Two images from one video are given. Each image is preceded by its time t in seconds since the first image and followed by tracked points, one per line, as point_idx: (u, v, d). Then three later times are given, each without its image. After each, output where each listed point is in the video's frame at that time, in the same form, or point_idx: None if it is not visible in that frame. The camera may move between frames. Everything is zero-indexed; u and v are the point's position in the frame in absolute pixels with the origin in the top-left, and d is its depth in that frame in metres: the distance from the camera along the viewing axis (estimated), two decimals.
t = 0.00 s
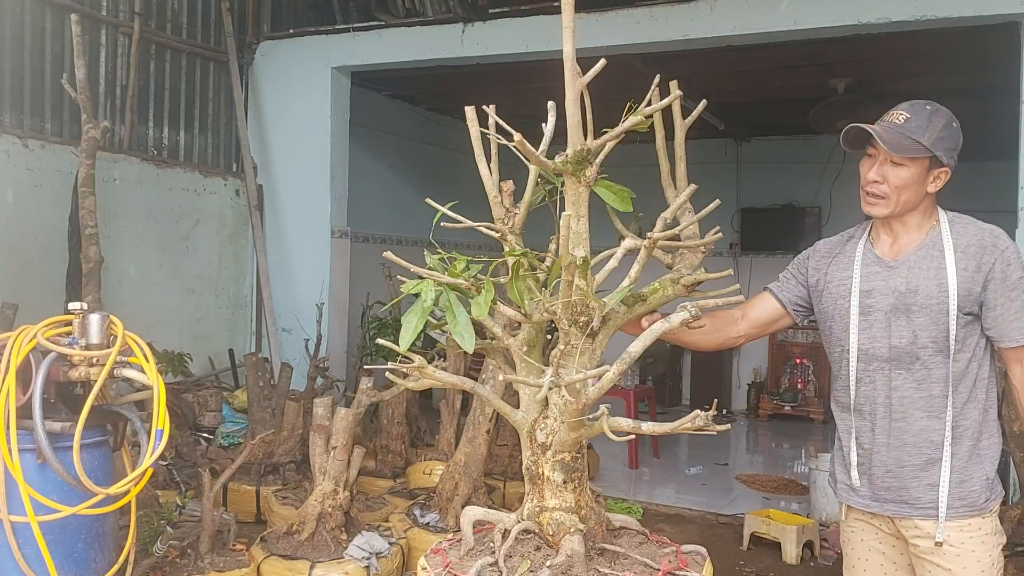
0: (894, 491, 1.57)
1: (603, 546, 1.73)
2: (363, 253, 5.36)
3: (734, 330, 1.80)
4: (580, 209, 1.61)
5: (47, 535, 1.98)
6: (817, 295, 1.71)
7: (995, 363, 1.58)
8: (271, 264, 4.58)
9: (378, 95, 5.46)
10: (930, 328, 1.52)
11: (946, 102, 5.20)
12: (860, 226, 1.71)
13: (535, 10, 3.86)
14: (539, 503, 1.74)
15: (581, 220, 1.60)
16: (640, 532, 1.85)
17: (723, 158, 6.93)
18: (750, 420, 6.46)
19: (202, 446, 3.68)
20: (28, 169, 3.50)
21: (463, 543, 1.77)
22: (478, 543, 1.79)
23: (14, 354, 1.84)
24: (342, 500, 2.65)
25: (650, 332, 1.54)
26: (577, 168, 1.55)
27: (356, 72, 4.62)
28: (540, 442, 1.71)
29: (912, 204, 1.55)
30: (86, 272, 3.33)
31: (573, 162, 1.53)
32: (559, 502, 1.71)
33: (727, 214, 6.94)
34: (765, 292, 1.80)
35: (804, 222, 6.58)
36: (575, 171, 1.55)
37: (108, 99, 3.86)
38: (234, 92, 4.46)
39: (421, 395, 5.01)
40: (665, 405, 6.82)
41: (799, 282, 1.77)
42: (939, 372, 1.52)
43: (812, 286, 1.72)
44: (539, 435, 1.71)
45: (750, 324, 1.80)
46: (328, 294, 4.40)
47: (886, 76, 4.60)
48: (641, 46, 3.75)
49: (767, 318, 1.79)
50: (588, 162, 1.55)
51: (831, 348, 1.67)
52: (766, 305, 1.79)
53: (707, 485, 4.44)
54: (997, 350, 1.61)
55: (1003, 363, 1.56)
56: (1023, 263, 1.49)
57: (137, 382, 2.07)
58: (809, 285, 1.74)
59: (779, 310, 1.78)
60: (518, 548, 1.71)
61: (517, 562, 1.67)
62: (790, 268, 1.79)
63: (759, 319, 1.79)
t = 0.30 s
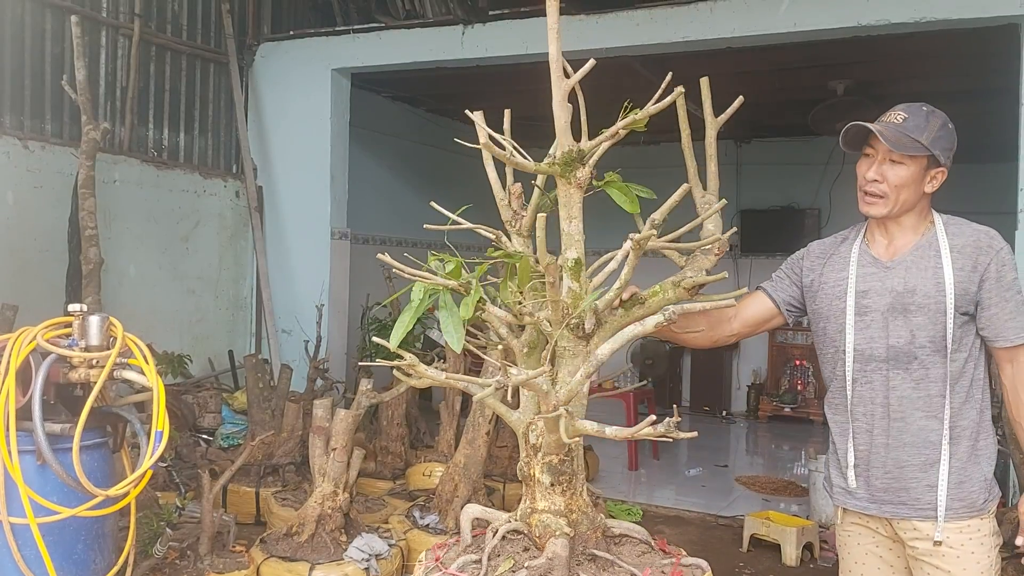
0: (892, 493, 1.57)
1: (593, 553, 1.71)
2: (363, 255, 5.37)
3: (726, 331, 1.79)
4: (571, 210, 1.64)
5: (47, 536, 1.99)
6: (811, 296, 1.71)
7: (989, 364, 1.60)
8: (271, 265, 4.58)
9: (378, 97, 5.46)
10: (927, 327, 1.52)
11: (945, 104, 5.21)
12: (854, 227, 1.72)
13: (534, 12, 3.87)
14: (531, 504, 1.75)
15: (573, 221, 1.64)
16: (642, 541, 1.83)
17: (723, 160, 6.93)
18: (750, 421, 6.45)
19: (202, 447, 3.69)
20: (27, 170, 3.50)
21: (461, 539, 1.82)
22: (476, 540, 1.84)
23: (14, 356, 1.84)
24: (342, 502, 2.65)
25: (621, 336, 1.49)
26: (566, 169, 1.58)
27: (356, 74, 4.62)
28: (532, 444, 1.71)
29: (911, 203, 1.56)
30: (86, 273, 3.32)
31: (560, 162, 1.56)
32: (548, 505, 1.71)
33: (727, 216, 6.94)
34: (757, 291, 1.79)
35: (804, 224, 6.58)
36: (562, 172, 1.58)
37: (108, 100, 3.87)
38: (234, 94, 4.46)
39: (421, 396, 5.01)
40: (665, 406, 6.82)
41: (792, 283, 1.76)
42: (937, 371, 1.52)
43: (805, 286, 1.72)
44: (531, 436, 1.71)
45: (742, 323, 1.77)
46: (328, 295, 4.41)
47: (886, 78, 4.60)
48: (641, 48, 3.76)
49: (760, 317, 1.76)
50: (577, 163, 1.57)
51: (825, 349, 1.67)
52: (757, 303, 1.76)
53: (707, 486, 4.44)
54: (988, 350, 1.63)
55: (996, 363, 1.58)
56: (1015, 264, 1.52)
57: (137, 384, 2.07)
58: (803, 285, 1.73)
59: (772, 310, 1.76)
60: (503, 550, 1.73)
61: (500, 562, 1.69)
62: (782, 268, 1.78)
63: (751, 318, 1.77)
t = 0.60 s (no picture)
0: (891, 496, 1.57)
1: (583, 559, 1.68)
2: (363, 257, 5.37)
3: (725, 328, 1.75)
4: (563, 213, 1.64)
5: (47, 538, 1.98)
6: (810, 297, 1.71)
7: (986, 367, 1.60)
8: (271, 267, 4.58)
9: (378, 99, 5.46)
10: (926, 329, 1.52)
11: (945, 108, 5.21)
12: (852, 230, 1.72)
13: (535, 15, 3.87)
14: (525, 506, 1.75)
15: (566, 223, 1.64)
16: (641, 551, 1.79)
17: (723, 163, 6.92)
18: (750, 424, 6.45)
19: (202, 450, 3.68)
20: (28, 172, 3.50)
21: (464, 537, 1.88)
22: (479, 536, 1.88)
23: (14, 358, 1.84)
24: (342, 505, 2.66)
25: (591, 337, 1.38)
26: (556, 171, 1.58)
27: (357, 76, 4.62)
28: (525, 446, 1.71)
29: (908, 204, 1.56)
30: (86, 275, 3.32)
31: (549, 164, 1.56)
32: (538, 508, 1.71)
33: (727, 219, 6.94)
34: (758, 291, 1.78)
35: (804, 227, 6.58)
36: (553, 174, 1.58)
37: (109, 103, 3.87)
38: (235, 97, 4.46)
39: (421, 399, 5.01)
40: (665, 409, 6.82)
41: (791, 284, 1.76)
42: (936, 373, 1.52)
43: (804, 288, 1.72)
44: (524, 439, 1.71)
45: (741, 321, 1.76)
46: (327, 298, 4.41)
47: (886, 81, 4.61)
48: (641, 51, 3.76)
49: (758, 316, 1.75)
50: (567, 165, 1.57)
51: (821, 352, 1.67)
52: (756, 301, 1.76)
53: (707, 489, 4.44)
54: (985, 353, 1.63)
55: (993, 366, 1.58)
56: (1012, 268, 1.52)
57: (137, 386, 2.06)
58: (802, 287, 1.73)
59: (771, 310, 1.76)
60: (492, 550, 1.77)
61: (487, 561, 1.73)
62: (781, 269, 1.78)
63: (750, 316, 1.75)
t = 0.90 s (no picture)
0: (890, 499, 1.57)
1: (568, 565, 1.66)
2: (363, 261, 5.37)
3: (728, 326, 1.73)
4: (555, 217, 1.64)
5: (47, 543, 1.98)
6: (810, 298, 1.70)
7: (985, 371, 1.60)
8: (271, 271, 4.58)
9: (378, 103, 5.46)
10: (926, 333, 1.52)
11: (944, 112, 5.22)
12: (851, 233, 1.72)
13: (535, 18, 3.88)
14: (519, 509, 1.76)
15: (558, 227, 1.64)
16: (636, 562, 1.74)
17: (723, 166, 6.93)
18: (750, 428, 6.45)
19: (201, 454, 3.68)
20: (28, 176, 3.50)
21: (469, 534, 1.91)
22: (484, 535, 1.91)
23: (14, 362, 1.84)
24: (342, 508, 2.67)
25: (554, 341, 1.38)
26: (545, 175, 1.57)
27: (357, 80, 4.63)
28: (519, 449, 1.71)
29: (905, 205, 1.56)
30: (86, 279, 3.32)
31: (538, 168, 1.56)
32: (528, 511, 1.72)
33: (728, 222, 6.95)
34: (759, 290, 1.77)
35: (804, 230, 6.58)
36: (542, 178, 1.57)
37: (109, 107, 3.87)
38: (235, 100, 4.47)
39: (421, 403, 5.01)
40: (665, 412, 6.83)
41: (791, 284, 1.76)
42: (936, 377, 1.52)
43: (803, 289, 1.72)
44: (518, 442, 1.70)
45: (743, 320, 1.74)
46: (327, 302, 4.41)
47: (885, 85, 4.61)
48: (640, 55, 3.77)
49: (759, 316, 1.74)
50: (556, 168, 1.57)
51: (819, 354, 1.67)
52: (756, 301, 1.75)
53: (707, 493, 4.44)
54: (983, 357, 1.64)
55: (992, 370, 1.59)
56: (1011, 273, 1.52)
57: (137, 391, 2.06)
58: (803, 290, 1.73)
59: (772, 308, 1.75)
60: (485, 552, 1.80)
61: (478, 560, 1.77)
62: (781, 269, 1.78)
63: (751, 314, 1.74)
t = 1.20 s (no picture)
0: (893, 503, 1.57)
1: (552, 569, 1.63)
2: (363, 264, 5.37)
3: (729, 326, 1.72)
4: (546, 220, 1.64)
5: (46, 546, 1.98)
6: (809, 301, 1.70)
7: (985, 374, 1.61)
8: (271, 275, 4.58)
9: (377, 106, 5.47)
10: (926, 337, 1.53)
11: (943, 116, 5.23)
12: (847, 239, 1.72)
13: (535, 22, 3.89)
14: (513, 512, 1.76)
15: (549, 231, 1.64)
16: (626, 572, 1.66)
17: (723, 170, 6.93)
18: (750, 431, 6.44)
19: (201, 458, 3.68)
20: (28, 180, 3.50)
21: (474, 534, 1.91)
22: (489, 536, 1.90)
23: (13, 365, 1.84)
24: (341, 512, 2.67)
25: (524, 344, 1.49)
26: (535, 178, 1.60)
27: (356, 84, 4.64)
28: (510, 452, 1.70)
29: (893, 205, 1.56)
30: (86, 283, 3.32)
31: (528, 172, 1.59)
32: (519, 514, 1.72)
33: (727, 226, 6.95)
34: (759, 291, 1.76)
35: (803, 234, 6.59)
36: (532, 181, 1.60)
37: (109, 110, 3.88)
38: (235, 104, 4.47)
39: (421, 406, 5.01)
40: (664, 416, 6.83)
41: (791, 285, 1.75)
42: (936, 381, 1.52)
43: (802, 292, 1.71)
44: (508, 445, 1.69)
45: (742, 321, 1.73)
46: (327, 305, 4.42)
47: (884, 89, 4.62)
48: (639, 59, 3.78)
49: (758, 317, 1.73)
50: (546, 172, 1.59)
51: (817, 358, 1.67)
52: (755, 300, 1.74)
53: (706, 496, 4.44)
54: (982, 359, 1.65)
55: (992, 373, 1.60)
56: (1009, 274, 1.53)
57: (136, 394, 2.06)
58: (801, 293, 1.72)
59: (773, 309, 1.74)
60: (479, 551, 1.82)
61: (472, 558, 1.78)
62: (780, 271, 1.78)
63: (751, 312, 1.73)
